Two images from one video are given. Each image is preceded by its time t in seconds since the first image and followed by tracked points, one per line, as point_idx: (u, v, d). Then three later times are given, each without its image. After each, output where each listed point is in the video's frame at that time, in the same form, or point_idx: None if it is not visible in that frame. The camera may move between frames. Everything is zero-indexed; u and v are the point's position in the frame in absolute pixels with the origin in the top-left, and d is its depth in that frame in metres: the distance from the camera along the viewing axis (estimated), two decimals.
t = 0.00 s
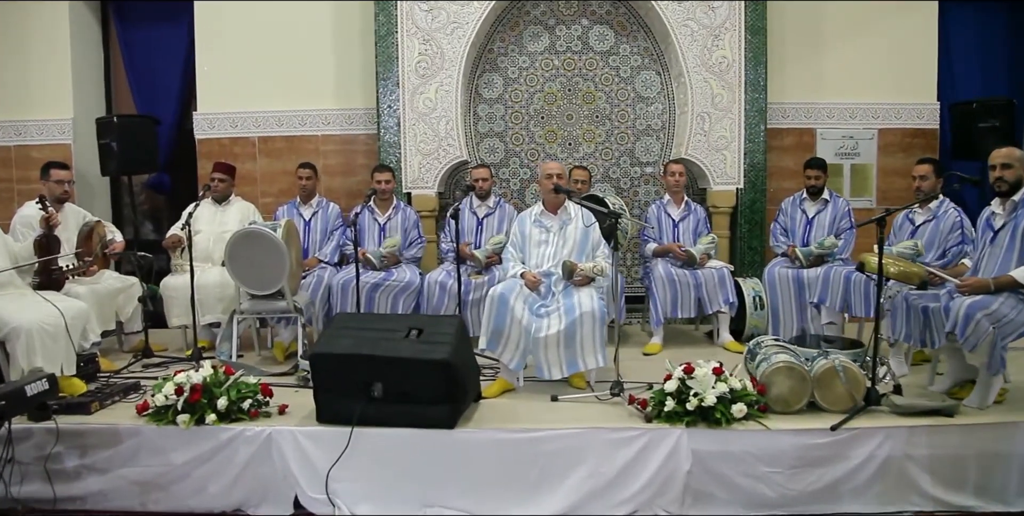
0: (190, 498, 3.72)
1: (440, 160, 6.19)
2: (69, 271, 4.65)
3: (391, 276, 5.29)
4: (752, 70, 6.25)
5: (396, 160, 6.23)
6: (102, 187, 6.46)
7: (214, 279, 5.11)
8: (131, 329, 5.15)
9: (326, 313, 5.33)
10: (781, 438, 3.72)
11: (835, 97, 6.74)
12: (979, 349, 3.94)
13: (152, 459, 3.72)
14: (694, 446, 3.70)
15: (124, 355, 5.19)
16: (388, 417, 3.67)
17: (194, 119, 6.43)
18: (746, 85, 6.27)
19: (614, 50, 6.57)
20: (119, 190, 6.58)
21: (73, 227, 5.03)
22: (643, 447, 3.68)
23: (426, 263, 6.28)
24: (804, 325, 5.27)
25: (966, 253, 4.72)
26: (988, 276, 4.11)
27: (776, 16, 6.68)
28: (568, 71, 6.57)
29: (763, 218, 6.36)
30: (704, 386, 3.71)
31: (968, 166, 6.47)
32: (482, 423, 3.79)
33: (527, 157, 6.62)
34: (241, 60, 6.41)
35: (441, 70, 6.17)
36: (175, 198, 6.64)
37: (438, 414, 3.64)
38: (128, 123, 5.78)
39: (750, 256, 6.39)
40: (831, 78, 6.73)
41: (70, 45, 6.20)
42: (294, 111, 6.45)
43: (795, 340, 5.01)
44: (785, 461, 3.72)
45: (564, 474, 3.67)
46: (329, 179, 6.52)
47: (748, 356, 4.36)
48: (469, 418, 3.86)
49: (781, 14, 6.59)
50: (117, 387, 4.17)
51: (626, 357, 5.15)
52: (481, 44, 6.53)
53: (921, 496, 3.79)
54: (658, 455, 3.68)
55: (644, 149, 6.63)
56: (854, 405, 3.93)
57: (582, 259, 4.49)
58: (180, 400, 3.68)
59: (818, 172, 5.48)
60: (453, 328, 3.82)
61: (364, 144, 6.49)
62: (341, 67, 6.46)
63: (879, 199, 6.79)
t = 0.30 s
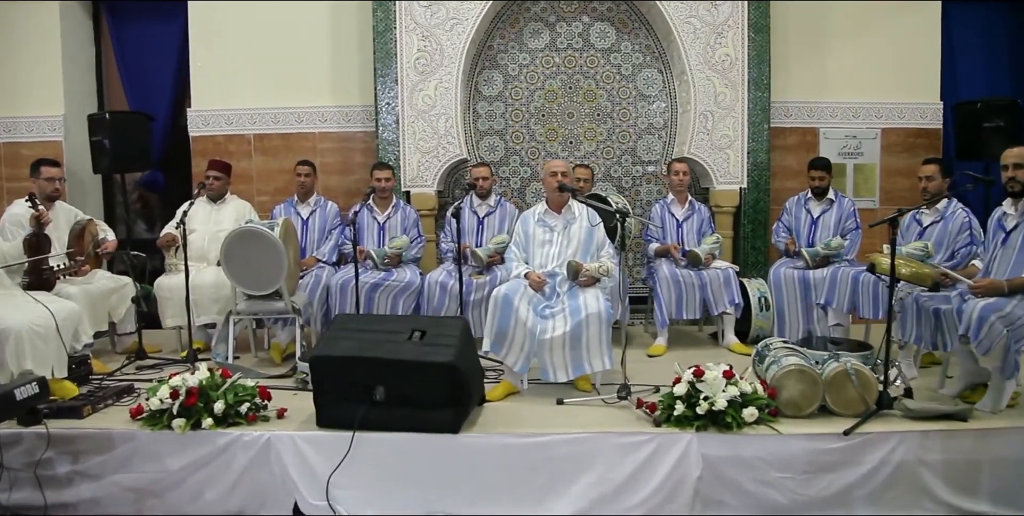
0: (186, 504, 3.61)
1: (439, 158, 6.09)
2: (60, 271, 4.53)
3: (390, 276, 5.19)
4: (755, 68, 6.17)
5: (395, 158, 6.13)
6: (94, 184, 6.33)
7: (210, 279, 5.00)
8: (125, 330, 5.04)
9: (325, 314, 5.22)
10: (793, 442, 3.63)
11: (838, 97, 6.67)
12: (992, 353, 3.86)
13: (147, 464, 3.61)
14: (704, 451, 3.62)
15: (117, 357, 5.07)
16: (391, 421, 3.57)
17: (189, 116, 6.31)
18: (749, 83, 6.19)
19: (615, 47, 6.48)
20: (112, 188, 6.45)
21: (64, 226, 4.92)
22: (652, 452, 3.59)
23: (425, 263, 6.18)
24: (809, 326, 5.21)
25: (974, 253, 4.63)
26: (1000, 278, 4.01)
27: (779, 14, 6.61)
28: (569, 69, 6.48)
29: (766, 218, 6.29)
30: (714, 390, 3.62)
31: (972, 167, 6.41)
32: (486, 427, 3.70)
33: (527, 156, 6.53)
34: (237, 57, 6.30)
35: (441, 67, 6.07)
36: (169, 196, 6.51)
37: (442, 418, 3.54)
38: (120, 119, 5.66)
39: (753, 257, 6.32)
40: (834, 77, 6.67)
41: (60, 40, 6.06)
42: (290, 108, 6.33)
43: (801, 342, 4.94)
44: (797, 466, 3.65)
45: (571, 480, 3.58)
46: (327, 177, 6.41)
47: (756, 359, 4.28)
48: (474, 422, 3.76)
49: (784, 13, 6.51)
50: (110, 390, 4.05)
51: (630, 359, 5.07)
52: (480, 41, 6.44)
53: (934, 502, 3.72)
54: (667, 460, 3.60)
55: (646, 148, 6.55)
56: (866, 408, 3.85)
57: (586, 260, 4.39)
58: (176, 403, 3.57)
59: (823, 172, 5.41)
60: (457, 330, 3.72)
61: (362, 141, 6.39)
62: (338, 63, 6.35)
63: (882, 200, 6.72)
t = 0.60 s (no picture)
0: (183, 510, 3.51)
1: (438, 154, 5.99)
2: (50, 269, 4.40)
3: (390, 274, 5.09)
4: (759, 65, 6.11)
5: (393, 153, 6.03)
6: (85, 180, 6.19)
7: (205, 277, 4.88)
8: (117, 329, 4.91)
9: (322, 313, 5.12)
10: (805, 445, 3.57)
11: (840, 94, 6.62)
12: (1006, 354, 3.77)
13: (142, 469, 3.50)
14: (716, 454, 3.54)
15: (109, 357, 4.95)
16: (395, 424, 3.47)
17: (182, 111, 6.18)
18: (752, 80, 6.13)
19: (617, 43, 6.40)
20: (103, 184, 6.31)
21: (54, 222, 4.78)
22: (663, 456, 3.51)
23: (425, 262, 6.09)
24: (815, 327, 5.16)
25: (985, 254, 4.59)
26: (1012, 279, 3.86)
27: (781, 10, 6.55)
28: (569, 65, 6.39)
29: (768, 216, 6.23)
30: (726, 391, 3.54)
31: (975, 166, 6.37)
32: (493, 430, 3.61)
33: (526, 152, 6.44)
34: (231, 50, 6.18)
35: (440, 62, 5.96)
36: (161, 192, 6.38)
37: (448, 421, 3.44)
38: (113, 114, 5.53)
39: (755, 256, 6.26)
40: (836, 75, 6.62)
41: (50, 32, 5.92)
42: (286, 103, 6.22)
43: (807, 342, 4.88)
44: (809, 469, 3.58)
45: (579, 484, 3.49)
46: (323, 173, 6.30)
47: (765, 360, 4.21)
48: (479, 424, 3.67)
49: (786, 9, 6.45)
50: (103, 392, 3.94)
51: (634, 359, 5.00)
52: (480, 36, 6.34)
53: (948, 505, 3.66)
54: (678, 464, 3.51)
55: (647, 145, 6.47)
56: (878, 410, 3.78)
57: (592, 258, 4.31)
58: (172, 406, 3.45)
59: (828, 171, 5.33)
60: (462, 330, 3.62)
61: (359, 137, 6.28)
62: (335, 58, 6.24)
63: (884, 198, 6.67)
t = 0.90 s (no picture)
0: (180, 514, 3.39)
1: (436, 149, 5.89)
2: (40, 266, 4.26)
3: (389, 271, 4.96)
4: (761, 61, 6.05)
5: (390, 148, 5.92)
6: (73, 174, 6.03)
7: (199, 274, 4.76)
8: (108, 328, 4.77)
9: (319, 311, 4.99)
10: (818, 446, 3.50)
11: (841, 91, 6.57)
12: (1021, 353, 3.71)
13: (138, 473, 3.39)
14: (728, 456, 3.47)
15: (100, 356, 4.81)
16: (401, 426, 3.38)
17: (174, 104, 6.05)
18: (754, 76, 6.07)
19: (617, 38, 6.32)
20: (91, 179, 6.16)
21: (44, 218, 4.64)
22: (674, 457, 3.43)
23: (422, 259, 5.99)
24: (819, 326, 5.08)
25: (993, 252, 4.58)
26: None
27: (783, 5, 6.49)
28: (570, 59, 6.31)
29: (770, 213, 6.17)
30: (739, 392, 3.48)
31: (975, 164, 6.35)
32: (500, 431, 3.52)
33: (525, 148, 6.35)
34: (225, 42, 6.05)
35: (439, 55, 5.86)
36: (151, 187, 6.24)
37: (456, 422, 3.35)
38: (103, 107, 5.39)
39: (756, 253, 6.19)
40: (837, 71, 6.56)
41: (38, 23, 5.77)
42: (282, 96, 6.10)
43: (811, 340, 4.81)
44: (822, 471, 3.52)
45: (590, 487, 3.40)
46: (318, 168, 6.18)
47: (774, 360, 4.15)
48: (485, 426, 3.58)
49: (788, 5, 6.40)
50: (96, 393, 3.82)
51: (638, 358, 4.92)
52: (479, 29, 6.24)
53: (961, 507, 3.61)
54: (690, 466, 3.44)
55: (647, 141, 6.40)
56: (891, 411, 3.73)
57: (598, 256, 4.24)
58: (170, 408, 3.36)
59: (832, 168, 5.30)
60: (470, 329, 3.53)
61: (355, 132, 6.17)
62: (331, 51, 6.12)
63: (884, 196, 6.64)
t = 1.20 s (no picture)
0: None
1: (434, 144, 5.78)
2: (29, 263, 4.13)
3: (387, 269, 4.85)
4: (762, 57, 6.01)
5: (387, 143, 5.81)
6: (60, 169, 5.87)
7: (193, 272, 4.63)
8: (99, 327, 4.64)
9: (316, 310, 4.87)
10: (831, 446, 3.44)
11: (840, 87, 6.53)
12: None
13: (135, 477, 3.27)
14: (741, 457, 3.39)
15: (90, 355, 4.67)
16: (407, 428, 3.28)
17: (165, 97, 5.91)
18: (755, 71, 6.02)
19: (617, 32, 6.24)
20: (79, 173, 6.00)
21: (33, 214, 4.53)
22: (686, 459, 3.36)
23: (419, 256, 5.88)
24: (823, 324, 5.02)
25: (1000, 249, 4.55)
26: None
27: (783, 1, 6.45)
28: (569, 54, 6.22)
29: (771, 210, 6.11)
30: (752, 392, 3.41)
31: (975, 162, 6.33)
32: (508, 433, 3.43)
33: (523, 144, 6.26)
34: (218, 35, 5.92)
35: (438, 49, 5.76)
36: (141, 182, 6.08)
37: (463, 425, 3.26)
38: (93, 100, 5.24)
39: (756, 250, 6.13)
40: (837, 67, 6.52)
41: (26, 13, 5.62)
42: (276, 90, 5.97)
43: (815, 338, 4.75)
44: (836, 472, 3.45)
45: (601, 490, 3.32)
46: (312, 163, 6.07)
47: (783, 359, 4.09)
48: (492, 427, 3.49)
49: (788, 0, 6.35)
50: (89, 395, 3.69)
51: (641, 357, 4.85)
52: (477, 23, 6.14)
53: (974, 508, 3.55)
54: (702, 468, 3.36)
55: (646, 137, 6.32)
56: (903, 411, 3.67)
57: (605, 252, 4.17)
58: (168, 411, 3.24)
59: (836, 165, 5.24)
60: (478, 329, 3.44)
61: (350, 126, 6.06)
62: (326, 45, 6.01)
63: (883, 193, 6.61)
